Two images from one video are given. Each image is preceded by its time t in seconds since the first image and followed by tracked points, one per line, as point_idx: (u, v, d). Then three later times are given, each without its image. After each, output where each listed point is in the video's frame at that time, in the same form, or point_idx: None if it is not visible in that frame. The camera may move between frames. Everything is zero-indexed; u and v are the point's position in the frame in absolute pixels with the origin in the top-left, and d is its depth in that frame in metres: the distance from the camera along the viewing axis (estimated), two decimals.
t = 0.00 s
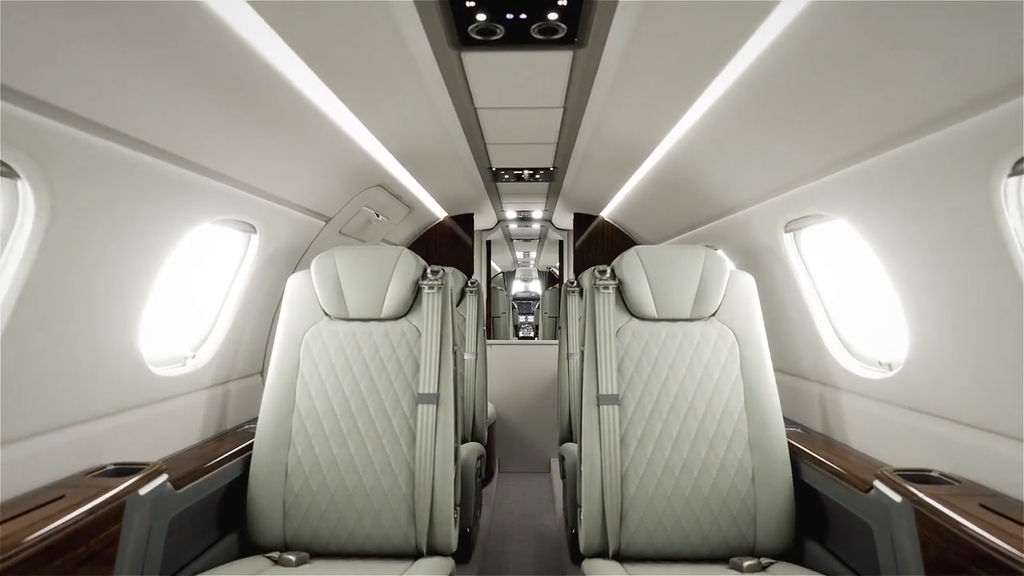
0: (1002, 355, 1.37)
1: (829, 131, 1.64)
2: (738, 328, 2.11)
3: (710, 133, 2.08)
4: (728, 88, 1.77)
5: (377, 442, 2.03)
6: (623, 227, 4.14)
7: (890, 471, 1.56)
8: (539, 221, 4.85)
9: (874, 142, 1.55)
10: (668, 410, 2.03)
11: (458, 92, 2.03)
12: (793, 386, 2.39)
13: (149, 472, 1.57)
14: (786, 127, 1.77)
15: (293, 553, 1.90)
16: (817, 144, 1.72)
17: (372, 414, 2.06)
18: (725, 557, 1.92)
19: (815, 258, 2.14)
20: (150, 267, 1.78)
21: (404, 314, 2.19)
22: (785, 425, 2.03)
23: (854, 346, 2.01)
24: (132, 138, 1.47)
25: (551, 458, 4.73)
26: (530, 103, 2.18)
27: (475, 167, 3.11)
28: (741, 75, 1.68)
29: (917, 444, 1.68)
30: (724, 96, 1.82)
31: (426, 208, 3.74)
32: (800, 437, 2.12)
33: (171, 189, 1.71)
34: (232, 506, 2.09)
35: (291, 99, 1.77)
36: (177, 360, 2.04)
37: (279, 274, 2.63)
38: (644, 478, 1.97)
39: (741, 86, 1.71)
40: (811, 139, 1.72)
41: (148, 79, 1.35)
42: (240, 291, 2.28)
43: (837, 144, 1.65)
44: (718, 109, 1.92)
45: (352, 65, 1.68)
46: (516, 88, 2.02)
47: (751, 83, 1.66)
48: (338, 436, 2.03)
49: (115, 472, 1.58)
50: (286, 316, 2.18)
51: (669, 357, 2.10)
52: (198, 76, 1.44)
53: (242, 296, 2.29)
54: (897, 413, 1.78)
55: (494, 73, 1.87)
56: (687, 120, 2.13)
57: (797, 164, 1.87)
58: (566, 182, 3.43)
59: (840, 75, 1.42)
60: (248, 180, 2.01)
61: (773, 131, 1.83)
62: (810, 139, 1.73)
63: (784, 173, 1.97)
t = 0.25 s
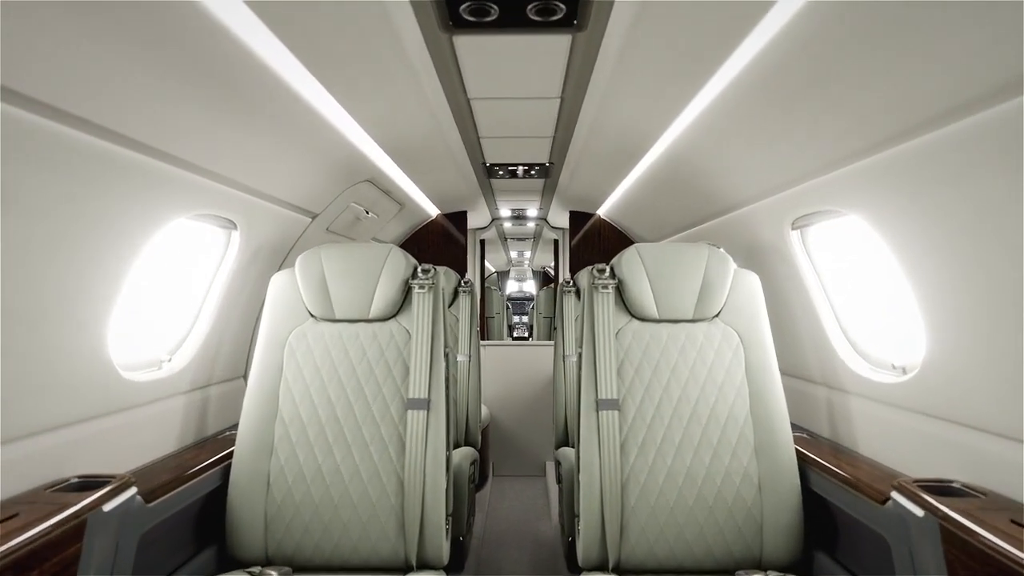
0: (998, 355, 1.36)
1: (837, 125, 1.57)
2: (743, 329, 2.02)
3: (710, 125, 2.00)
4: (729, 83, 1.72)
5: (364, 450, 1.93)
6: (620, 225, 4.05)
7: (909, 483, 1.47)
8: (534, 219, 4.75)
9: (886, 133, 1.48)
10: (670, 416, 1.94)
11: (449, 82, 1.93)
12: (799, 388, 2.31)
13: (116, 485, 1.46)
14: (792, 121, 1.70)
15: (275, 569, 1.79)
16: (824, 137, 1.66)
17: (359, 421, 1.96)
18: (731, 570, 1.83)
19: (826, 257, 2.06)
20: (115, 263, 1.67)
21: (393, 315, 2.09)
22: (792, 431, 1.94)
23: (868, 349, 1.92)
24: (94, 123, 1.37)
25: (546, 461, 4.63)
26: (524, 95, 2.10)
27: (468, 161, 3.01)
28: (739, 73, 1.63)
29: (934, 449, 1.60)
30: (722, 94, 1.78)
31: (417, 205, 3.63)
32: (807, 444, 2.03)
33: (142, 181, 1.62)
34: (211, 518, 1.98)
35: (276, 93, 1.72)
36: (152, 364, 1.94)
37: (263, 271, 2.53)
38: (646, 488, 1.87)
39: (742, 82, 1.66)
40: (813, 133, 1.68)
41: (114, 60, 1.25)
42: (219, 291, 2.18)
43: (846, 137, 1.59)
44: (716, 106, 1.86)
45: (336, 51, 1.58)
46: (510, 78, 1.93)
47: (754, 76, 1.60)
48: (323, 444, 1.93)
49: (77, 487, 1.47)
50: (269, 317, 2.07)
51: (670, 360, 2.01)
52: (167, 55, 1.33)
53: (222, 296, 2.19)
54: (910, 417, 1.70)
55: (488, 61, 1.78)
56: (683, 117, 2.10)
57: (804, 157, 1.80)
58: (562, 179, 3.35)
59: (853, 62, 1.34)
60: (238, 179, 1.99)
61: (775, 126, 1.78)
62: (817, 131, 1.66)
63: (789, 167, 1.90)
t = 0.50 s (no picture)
0: (995, 354, 1.36)
1: (844, 116, 1.51)
2: (749, 331, 1.94)
3: (710, 119, 1.95)
4: (731, 79, 1.67)
5: (353, 457, 1.84)
6: (618, 224, 3.97)
7: (932, 493, 1.39)
8: (530, 217, 4.66)
9: (895, 125, 1.42)
10: (673, 421, 1.86)
11: (444, 75, 1.90)
12: (806, 391, 2.23)
13: (84, 499, 1.36)
14: (793, 115, 1.65)
15: None
16: (829, 130, 1.60)
17: (348, 427, 1.87)
18: None
19: (833, 253, 1.99)
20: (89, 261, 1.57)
21: (384, 315, 2.00)
22: (801, 437, 1.86)
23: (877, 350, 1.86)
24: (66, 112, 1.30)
25: (543, 464, 4.54)
26: (520, 87, 2.03)
27: (463, 157, 2.90)
28: (743, 66, 1.58)
29: (943, 455, 1.54)
30: (724, 88, 1.73)
31: (410, 203, 3.54)
32: (816, 450, 1.95)
33: (114, 173, 1.53)
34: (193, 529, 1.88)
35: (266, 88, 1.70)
36: (130, 368, 1.85)
37: (249, 269, 2.43)
38: (649, 497, 1.79)
39: (744, 76, 1.61)
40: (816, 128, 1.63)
41: (86, 44, 1.19)
42: (201, 291, 2.09)
43: (849, 132, 1.55)
44: (716, 103, 1.83)
45: (323, 36, 1.52)
46: (506, 69, 1.87)
47: (758, 69, 1.54)
48: (310, 452, 1.84)
49: (43, 501, 1.38)
50: (253, 318, 1.97)
51: (674, 362, 1.92)
52: (144, 40, 1.27)
53: (204, 297, 2.10)
54: (911, 420, 1.68)
55: (482, 49, 1.71)
56: (681, 115, 2.07)
57: (811, 152, 1.74)
58: (560, 176, 3.26)
59: (863, 50, 1.28)
60: (231, 178, 1.99)
61: (775, 123, 1.74)
62: (819, 125, 1.61)
63: (791, 163, 1.85)
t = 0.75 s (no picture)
0: (996, 356, 1.36)
1: (857, 108, 1.46)
2: (760, 333, 1.84)
3: (719, 110, 1.88)
4: (747, 57, 1.57)
5: (340, 467, 1.73)
6: (618, 222, 3.88)
7: (966, 510, 1.29)
8: (527, 215, 4.56)
9: (922, 111, 1.32)
10: (679, 428, 1.75)
11: (439, 68, 1.85)
12: (818, 395, 2.14)
13: (43, 520, 1.25)
14: (802, 108, 1.61)
15: None
16: (840, 124, 1.55)
17: (335, 436, 1.76)
18: None
19: (852, 249, 1.89)
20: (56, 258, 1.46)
21: (374, 316, 1.89)
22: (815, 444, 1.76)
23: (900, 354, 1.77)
24: (35, 98, 1.22)
25: (540, 469, 4.43)
26: (518, 79, 1.96)
27: (457, 151, 2.78)
28: (761, 44, 1.47)
29: (965, 462, 1.45)
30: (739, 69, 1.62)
31: (404, 200, 3.44)
32: (829, 457, 1.86)
33: (89, 165, 1.46)
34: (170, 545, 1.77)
35: (261, 80, 1.66)
36: (101, 373, 1.75)
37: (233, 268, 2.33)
38: (654, 509, 1.68)
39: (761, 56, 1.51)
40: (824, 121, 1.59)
41: (53, 22, 1.11)
42: (180, 292, 1.99)
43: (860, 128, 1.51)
44: (722, 94, 1.78)
45: (312, 21, 1.45)
46: (504, 59, 1.79)
47: (776, 47, 1.44)
48: (295, 461, 1.73)
49: None
50: (235, 319, 1.86)
51: (680, 366, 1.82)
52: (123, 25, 1.20)
53: (183, 296, 2.00)
54: (926, 424, 1.60)
55: (479, 40, 1.64)
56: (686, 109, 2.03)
57: (825, 142, 1.65)
58: (558, 172, 3.17)
59: (882, 34, 1.21)
60: (218, 173, 1.92)
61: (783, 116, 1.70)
62: (829, 118, 1.56)
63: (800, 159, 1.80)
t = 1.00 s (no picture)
0: None
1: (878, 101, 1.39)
2: (771, 335, 1.75)
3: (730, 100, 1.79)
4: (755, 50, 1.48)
5: (329, 479, 1.63)
6: (619, 219, 3.78)
7: (998, 528, 1.22)
8: (525, 214, 4.46)
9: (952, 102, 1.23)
10: (687, 436, 1.66)
11: (437, 64, 1.78)
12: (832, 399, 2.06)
13: None
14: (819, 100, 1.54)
15: None
16: (857, 117, 1.49)
17: (323, 444, 1.66)
18: None
19: (869, 239, 1.81)
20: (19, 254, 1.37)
21: (365, 318, 1.79)
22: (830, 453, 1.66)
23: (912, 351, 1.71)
24: (4, 88, 1.15)
25: (537, 472, 4.34)
26: (519, 73, 1.89)
27: (453, 146, 2.67)
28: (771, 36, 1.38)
29: (989, 472, 1.37)
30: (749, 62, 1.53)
31: (399, 197, 3.34)
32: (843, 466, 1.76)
33: (57, 159, 1.37)
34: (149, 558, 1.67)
35: (255, 74, 1.59)
36: (72, 378, 1.65)
37: (219, 266, 2.23)
38: (661, 522, 1.59)
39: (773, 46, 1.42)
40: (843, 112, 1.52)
41: (24, 10, 1.04)
42: (159, 292, 1.90)
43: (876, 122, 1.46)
44: (731, 86, 1.68)
45: (315, 22, 1.42)
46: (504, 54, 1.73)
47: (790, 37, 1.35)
48: (280, 472, 1.63)
49: None
50: (217, 320, 1.75)
51: (688, 370, 1.73)
52: (97, 14, 1.12)
53: (163, 293, 1.90)
54: (947, 432, 1.52)
55: (476, 28, 1.55)
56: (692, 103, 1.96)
57: (842, 134, 1.56)
58: (558, 168, 3.07)
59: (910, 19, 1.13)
60: (200, 167, 1.82)
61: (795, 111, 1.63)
62: (846, 109, 1.48)
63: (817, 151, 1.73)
